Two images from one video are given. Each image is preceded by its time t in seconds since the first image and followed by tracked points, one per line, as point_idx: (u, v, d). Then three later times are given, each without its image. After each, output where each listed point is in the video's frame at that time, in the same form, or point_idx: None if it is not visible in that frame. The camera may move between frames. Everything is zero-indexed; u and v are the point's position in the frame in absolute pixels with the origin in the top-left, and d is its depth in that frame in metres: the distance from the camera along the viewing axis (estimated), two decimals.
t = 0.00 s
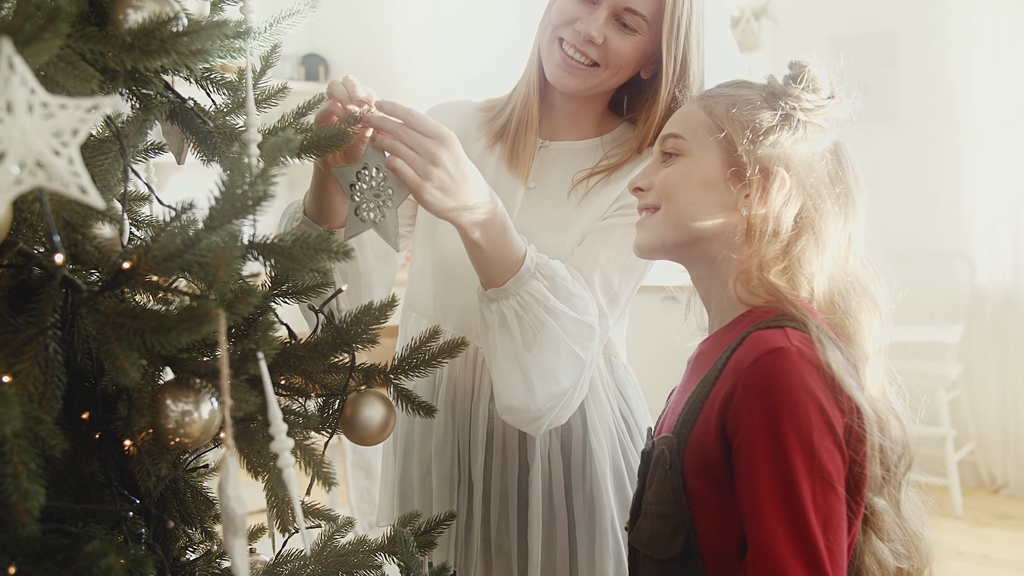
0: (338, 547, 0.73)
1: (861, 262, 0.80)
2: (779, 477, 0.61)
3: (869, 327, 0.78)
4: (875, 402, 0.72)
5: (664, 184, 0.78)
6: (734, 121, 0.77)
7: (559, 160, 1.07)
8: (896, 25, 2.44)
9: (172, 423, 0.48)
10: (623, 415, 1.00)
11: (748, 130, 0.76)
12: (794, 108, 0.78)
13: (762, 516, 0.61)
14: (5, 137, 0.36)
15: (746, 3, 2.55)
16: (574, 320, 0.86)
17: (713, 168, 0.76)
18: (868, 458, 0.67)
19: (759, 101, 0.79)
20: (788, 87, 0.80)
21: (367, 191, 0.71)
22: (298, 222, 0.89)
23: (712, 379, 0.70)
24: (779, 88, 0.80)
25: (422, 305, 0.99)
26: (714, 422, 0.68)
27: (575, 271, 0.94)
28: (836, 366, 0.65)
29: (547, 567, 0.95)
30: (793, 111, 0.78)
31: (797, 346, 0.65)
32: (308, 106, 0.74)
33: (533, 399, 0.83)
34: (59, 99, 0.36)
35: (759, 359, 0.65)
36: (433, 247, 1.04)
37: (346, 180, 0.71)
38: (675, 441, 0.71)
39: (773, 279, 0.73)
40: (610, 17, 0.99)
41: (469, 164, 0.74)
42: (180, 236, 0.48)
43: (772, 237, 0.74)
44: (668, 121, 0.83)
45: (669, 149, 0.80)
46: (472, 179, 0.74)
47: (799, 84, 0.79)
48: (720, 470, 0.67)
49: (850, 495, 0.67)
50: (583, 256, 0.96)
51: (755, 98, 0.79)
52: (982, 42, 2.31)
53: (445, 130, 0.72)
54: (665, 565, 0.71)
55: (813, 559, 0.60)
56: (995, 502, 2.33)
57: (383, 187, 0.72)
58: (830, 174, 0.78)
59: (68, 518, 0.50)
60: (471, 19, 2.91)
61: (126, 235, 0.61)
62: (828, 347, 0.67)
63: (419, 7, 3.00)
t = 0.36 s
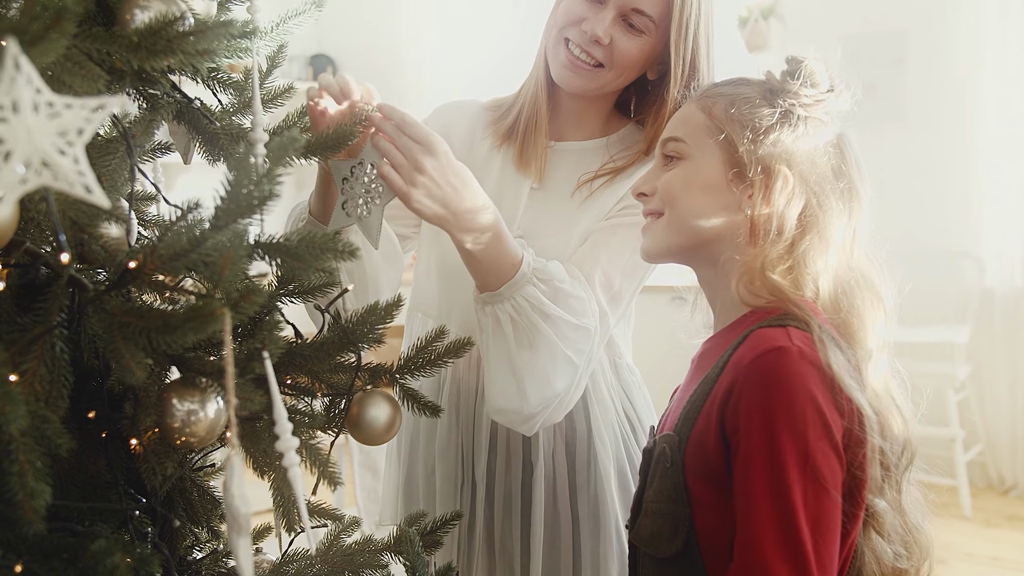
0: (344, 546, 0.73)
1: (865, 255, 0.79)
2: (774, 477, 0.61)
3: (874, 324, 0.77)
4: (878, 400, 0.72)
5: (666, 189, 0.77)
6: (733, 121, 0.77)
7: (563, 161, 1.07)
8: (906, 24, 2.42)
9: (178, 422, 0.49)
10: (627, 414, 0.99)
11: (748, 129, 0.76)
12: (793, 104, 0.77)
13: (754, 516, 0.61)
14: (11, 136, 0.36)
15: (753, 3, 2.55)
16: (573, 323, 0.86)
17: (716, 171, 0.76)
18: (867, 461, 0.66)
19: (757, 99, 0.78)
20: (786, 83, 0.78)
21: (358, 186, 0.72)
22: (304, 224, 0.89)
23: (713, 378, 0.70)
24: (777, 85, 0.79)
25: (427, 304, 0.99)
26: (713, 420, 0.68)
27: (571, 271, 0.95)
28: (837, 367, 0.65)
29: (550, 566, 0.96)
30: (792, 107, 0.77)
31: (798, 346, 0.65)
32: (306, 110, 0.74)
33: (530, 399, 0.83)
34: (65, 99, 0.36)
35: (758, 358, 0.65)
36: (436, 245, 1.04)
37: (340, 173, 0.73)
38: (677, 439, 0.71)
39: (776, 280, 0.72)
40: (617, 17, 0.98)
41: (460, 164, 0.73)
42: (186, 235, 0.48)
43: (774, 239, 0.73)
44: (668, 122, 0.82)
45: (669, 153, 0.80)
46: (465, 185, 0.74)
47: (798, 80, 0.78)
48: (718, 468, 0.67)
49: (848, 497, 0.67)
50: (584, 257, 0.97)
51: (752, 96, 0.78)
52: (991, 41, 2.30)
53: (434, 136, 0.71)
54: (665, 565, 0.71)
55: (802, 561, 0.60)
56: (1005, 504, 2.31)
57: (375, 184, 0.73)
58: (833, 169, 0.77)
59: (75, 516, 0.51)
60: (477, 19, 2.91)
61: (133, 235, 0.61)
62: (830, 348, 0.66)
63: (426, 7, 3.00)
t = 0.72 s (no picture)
0: (349, 545, 0.74)
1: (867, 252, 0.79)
2: (773, 481, 0.61)
3: (878, 322, 0.77)
4: (881, 398, 0.71)
5: (670, 193, 0.77)
6: (734, 122, 0.76)
7: (566, 161, 1.07)
8: (914, 24, 2.40)
9: (182, 421, 0.49)
10: (630, 414, 0.99)
11: (749, 130, 0.75)
12: (793, 103, 0.76)
13: (753, 521, 0.61)
14: (16, 135, 0.36)
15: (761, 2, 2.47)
16: (574, 323, 0.86)
17: (718, 175, 0.75)
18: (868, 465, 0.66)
19: (758, 97, 0.77)
20: (786, 81, 0.78)
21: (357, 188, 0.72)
22: (303, 226, 0.90)
23: (715, 379, 0.69)
24: (777, 82, 0.78)
25: (428, 305, 0.99)
26: (713, 422, 0.67)
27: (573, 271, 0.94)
28: (839, 369, 0.65)
29: (553, 567, 0.95)
30: (793, 105, 0.76)
31: (798, 350, 0.65)
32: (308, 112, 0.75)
33: (531, 401, 0.83)
34: (69, 98, 0.36)
35: (758, 362, 0.65)
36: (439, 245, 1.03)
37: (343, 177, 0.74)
38: (677, 439, 0.71)
39: (778, 283, 0.72)
40: (621, 18, 0.98)
41: (447, 168, 0.73)
42: (190, 234, 0.48)
43: (777, 238, 0.73)
44: (669, 125, 0.82)
45: (672, 155, 0.79)
46: (457, 193, 0.74)
47: (797, 77, 0.78)
48: (718, 471, 0.67)
49: (848, 500, 0.67)
50: (587, 255, 0.96)
51: (753, 95, 0.78)
52: (1001, 39, 2.29)
53: (424, 141, 0.69)
54: (664, 564, 0.71)
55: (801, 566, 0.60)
56: (1013, 505, 2.30)
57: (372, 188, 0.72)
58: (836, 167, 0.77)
59: (81, 515, 0.51)
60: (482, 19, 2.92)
61: (139, 234, 0.61)
62: (832, 348, 0.66)
63: (431, 7, 3.00)
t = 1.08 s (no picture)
0: (354, 545, 0.74)
1: (873, 250, 0.79)
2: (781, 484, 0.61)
3: (884, 322, 0.76)
4: (887, 399, 0.71)
5: (675, 194, 0.77)
6: (738, 122, 0.76)
7: (568, 160, 1.07)
8: (918, 24, 2.37)
9: (187, 421, 0.49)
10: (635, 413, 0.99)
11: (753, 129, 0.75)
12: (798, 102, 0.75)
13: (761, 524, 0.61)
14: (20, 135, 0.36)
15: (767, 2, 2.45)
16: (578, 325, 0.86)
17: (723, 176, 0.75)
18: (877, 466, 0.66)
19: (762, 96, 0.77)
20: (789, 79, 0.78)
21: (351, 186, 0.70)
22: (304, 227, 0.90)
23: (721, 381, 0.69)
24: (781, 81, 0.78)
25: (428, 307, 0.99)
26: (721, 424, 0.67)
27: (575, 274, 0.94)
28: (847, 372, 0.64)
29: (558, 566, 0.95)
30: (797, 104, 0.76)
31: (806, 352, 0.64)
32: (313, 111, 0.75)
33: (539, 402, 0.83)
34: (73, 98, 0.36)
35: (766, 365, 0.64)
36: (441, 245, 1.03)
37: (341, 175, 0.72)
38: (684, 439, 0.70)
39: (783, 286, 0.72)
40: (624, 24, 0.98)
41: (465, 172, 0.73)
42: (194, 233, 0.48)
43: (784, 242, 0.73)
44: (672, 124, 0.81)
45: (676, 156, 0.79)
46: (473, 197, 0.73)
47: (800, 75, 0.77)
48: (725, 472, 0.67)
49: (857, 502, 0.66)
50: (590, 257, 0.96)
51: (756, 93, 0.77)
52: (1010, 42, 2.29)
53: (441, 147, 0.70)
54: (667, 564, 0.71)
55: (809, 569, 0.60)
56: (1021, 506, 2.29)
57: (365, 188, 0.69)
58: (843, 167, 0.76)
59: (86, 514, 0.51)
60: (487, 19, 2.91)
61: (144, 233, 0.62)
62: (840, 351, 0.66)
63: (436, 7, 3.00)
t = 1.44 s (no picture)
0: (358, 544, 0.74)
1: (878, 249, 0.78)
2: (790, 488, 0.61)
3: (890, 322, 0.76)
4: (893, 399, 0.71)
5: (679, 196, 0.76)
6: (741, 120, 0.76)
7: (567, 159, 1.07)
8: (925, 24, 2.36)
9: (191, 420, 0.49)
10: (639, 412, 1.00)
11: (757, 129, 0.75)
12: (802, 99, 0.75)
13: (770, 529, 0.61)
14: (24, 135, 0.36)
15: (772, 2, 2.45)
16: (582, 323, 0.86)
17: (727, 176, 0.75)
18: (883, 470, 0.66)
19: (766, 94, 0.77)
20: (793, 76, 0.77)
21: (386, 186, 0.66)
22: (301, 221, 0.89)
23: (728, 383, 0.69)
24: (785, 78, 0.77)
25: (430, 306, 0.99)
26: (727, 428, 0.67)
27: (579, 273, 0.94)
28: (854, 377, 0.64)
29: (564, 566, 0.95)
30: (802, 101, 0.75)
31: (813, 358, 0.64)
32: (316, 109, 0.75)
33: (546, 400, 0.84)
34: (78, 98, 0.37)
35: (774, 371, 0.64)
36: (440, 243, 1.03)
37: (363, 182, 0.66)
38: (690, 443, 0.70)
39: (786, 287, 0.72)
40: (631, 37, 0.98)
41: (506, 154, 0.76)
42: (198, 233, 0.48)
43: (788, 242, 0.73)
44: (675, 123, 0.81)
45: (680, 156, 0.79)
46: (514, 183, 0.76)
47: (804, 72, 0.77)
48: (732, 478, 0.67)
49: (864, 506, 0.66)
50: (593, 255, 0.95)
51: (761, 91, 0.77)
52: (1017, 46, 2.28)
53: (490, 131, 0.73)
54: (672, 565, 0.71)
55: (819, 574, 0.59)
56: None
57: (404, 180, 0.66)
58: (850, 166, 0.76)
59: (91, 513, 0.51)
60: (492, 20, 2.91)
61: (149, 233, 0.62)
62: (846, 355, 0.65)
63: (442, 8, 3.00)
